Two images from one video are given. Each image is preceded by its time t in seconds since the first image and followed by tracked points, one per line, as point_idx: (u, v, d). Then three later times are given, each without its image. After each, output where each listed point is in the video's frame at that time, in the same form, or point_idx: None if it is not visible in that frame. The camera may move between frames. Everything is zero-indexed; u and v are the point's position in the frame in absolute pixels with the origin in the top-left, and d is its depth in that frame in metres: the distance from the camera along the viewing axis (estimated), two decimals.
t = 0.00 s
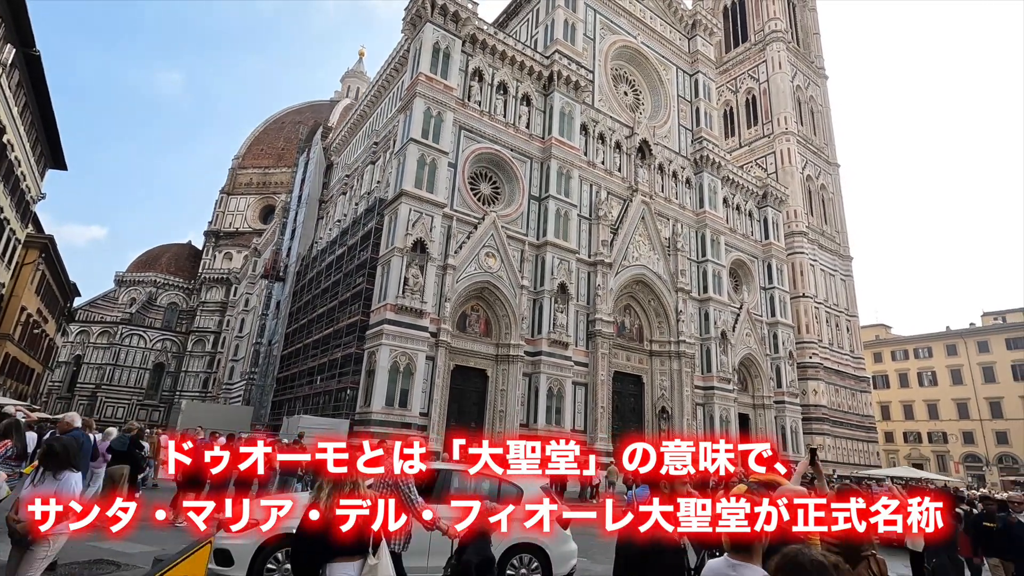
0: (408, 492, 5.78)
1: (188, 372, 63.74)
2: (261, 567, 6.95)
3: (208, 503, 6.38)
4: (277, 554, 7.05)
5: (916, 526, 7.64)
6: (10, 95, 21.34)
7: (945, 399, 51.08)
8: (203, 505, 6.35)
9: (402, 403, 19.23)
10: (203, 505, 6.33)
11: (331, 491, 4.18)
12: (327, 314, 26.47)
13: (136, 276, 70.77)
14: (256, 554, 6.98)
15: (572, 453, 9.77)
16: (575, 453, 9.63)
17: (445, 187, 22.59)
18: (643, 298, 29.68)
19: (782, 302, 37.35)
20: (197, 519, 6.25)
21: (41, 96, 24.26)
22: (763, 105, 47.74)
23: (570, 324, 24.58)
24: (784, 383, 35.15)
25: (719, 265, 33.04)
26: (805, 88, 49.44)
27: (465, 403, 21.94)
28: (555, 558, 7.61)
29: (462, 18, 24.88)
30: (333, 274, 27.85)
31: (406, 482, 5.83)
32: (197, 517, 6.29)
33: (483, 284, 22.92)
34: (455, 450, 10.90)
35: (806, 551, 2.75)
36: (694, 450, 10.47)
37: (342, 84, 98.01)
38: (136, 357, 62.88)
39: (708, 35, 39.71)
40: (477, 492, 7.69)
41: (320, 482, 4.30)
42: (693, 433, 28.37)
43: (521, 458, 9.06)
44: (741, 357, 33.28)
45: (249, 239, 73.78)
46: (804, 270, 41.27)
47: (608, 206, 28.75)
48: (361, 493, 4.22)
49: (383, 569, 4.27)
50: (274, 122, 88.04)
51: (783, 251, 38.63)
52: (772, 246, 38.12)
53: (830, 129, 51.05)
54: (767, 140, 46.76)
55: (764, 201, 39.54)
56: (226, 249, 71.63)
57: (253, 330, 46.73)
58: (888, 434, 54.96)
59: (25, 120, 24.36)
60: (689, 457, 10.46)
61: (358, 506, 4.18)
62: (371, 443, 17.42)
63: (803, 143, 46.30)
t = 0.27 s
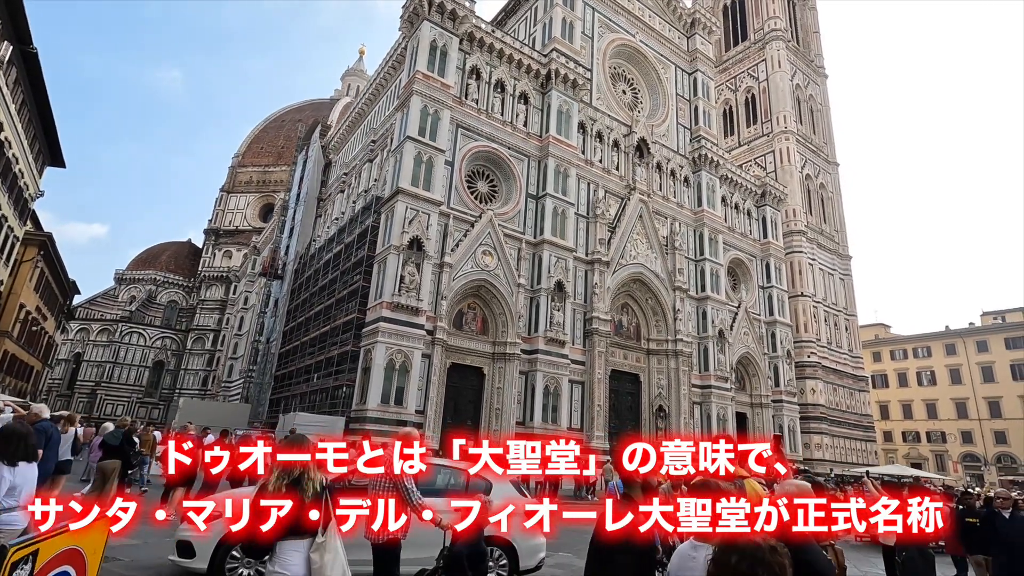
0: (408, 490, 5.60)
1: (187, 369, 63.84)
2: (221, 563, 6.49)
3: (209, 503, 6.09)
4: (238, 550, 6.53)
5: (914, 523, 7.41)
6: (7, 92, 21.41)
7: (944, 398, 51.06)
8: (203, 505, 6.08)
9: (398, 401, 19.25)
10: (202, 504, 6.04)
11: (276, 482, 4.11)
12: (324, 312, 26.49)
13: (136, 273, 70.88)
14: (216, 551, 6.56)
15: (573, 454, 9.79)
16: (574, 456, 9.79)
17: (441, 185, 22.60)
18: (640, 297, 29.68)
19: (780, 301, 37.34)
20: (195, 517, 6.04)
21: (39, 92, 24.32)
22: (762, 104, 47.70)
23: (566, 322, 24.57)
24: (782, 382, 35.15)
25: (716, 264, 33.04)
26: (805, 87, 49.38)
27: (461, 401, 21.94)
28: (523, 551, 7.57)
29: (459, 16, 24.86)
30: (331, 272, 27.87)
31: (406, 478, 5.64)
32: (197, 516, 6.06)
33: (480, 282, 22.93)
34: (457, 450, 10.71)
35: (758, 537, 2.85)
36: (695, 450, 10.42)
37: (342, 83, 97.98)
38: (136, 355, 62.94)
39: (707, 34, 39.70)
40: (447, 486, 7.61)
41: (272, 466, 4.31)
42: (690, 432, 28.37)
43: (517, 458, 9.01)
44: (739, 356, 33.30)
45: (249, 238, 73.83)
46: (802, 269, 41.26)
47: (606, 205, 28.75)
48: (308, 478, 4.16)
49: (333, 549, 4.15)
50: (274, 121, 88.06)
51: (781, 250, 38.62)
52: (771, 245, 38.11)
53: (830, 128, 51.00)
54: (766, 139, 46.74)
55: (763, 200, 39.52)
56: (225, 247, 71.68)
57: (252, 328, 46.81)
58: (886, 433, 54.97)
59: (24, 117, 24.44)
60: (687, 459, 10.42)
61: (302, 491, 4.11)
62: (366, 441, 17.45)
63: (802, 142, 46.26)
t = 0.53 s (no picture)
0: (402, 486, 5.04)
1: (189, 369, 64.02)
2: (189, 562, 5.98)
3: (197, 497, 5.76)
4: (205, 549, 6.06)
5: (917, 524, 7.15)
6: (7, 93, 21.48)
7: (945, 398, 50.96)
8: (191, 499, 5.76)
9: (395, 400, 19.27)
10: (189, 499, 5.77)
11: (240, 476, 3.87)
12: (323, 312, 26.52)
13: (138, 273, 71.06)
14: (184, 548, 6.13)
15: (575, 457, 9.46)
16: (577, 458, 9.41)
17: (439, 185, 22.62)
18: (640, 296, 29.66)
19: (780, 300, 37.28)
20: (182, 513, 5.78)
21: (39, 93, 24.39)
22: (763, 103, 47.62)
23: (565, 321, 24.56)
24: (782, 381, 35.10)
25: (716, 264, 33.00)
26: (806, 86, 49.29)
27: (460, 401, 21.95)
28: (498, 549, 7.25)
29: (458, 15, 24.85)
30: (330, 271, 27.90)
31: (398, 468, 5.12)
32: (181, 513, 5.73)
33: (478, 282, 22.95)
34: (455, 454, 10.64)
35: (723, 537, 2.76)
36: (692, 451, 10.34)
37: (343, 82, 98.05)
38: (138, 355, 63.10)
39: (707, 33, 39.64)
40: (414, 484, 7.25)
41: (234, 464, 4.03)
42: (689, 432, 28.35)
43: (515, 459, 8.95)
44: (739, 355, 33.26)
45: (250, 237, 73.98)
46: (803, 269, 41.19)
47: (605, 204, 28.72)
48: (269, 474, 3.89)
49: (296, 544, 3.80)
50: (275, 120, 88.16)
51: (782, 250, 38.57)
52: (771, 244, 38.05)
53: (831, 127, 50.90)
54: (767, 138, 46.66)
55: (763, 199, 39.45)
56: (227, 247, 71.83)
57: (253, 327, 46.93)
58: (887, 433, 54.89)
59: (24, 117, 24.51)
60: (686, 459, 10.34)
61: (260, 488, 3.82)
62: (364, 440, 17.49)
63: (803, 141, 46.17)
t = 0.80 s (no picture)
0: (404, 486, 5.01)
1: (192, 368, 64.27)
2: (159, 559, 5.94)
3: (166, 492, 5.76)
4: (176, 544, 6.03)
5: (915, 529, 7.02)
6: (11, 94, 21.63)
7: (949, 399, 50.73)
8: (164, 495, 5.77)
9: (395, 399, 19.31)
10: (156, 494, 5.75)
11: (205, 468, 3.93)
12: (324, 311, 26.58)
13: (143, 273, 71.37)
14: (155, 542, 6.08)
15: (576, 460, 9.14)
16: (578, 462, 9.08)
17: (440, 184, 22.65)
18: (641, 296, 29.64)
19: (783, 300, 37.18)
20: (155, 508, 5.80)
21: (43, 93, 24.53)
22: (766, 103, 47.48)
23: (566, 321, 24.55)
24: (784, 382, 35.00)
25: (718, 264, 32.93)
26: (809, 86, 49.13)
27: (460, 400, 21.98)
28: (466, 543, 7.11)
29: (459, 16, 24.88)
30: (331, 271, 27.97)
31: (399, 469, 5.08)
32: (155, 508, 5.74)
33: (478, 282, 22.98)
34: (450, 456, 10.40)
35: (701, 527, 2.72)
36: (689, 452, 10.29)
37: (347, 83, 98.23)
38: (142, 354, 63.33)
39: (709, 33, 39.56)
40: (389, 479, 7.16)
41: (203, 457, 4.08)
42: (690, 432, 28.30)
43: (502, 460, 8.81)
44: (740, 356, 33.19)
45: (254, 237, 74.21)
46: (806, 269, 41.06)
47: (606, 204, 28.70)
48: (236, 467, 3.95)
49: (259, 536, 3.88)
50: (279, 121, 88.37)
51: (784, 250, 38.46)
52: (774, 244, 37.96)
53: (834, 127, 50.74)
54: (770, 138, 46.54)
55: (766, 199, 39.34)
56: (231, 247, 72.07)
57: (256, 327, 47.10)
58: (891, 434, 54.66)
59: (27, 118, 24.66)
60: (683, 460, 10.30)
61: (227, 481, 3.88)
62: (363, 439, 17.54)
63: (806, 140, 46.03)
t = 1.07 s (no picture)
0: (416, 487, 5.03)
1: (198, 369, 64.56)
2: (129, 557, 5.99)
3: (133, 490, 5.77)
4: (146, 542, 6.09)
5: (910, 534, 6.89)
6: (18, 96, 21.83)
7: (957, 401, 50.35)
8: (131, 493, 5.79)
9: (397, 400, 19.36)
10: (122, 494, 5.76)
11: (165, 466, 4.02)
12: (327, 312, 26.66)
13: (149, 274, 71.78)
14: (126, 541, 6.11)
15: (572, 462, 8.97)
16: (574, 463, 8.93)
17: (442, 185, 22.68)
18: (643, 297, 29.58)
19: (787, 301, 37.02)
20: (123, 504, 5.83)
21: (48, 95, 24.74)
22: (771, 103, 47.31)
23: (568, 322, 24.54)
24: (788, 383, 34.83)
25: (722, 264, 32.82)
26: (814, 85, 48.91)
27: (462, 401, 22.01)
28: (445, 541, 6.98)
29: (461, 17, 24.94)
30: (334, 271, 28.06)
31: (410, 470, 5.06)
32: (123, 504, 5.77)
33: (480, 283, 22.99)
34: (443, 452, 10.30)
35: (688, 532, 2.67)
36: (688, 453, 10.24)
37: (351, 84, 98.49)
38: (148, 354, 63.65)
39: (713, 33, 39.45)
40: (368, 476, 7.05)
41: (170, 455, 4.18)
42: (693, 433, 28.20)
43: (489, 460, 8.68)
44: (744, 357, 33.07)
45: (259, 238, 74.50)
46: (810, 269, 40.87)
47: (609, 204, 28.67)
48: (197, 465, 4.01)
49: (214, 532, 3.86)
50: (284, 122, 88.68)
51: (789, 250, 38.31)
52: (778, 245, 37.81)
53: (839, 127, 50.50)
54: (774, 138, 46.36)
55: (770, 200, 39.19)
56: (236, 247, 72.38)
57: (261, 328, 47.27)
58: (898, 436, 54.30)
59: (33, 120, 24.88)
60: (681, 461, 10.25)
61: (186, 479, 3.95)
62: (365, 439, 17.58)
63: (811, 140, 45.82)
